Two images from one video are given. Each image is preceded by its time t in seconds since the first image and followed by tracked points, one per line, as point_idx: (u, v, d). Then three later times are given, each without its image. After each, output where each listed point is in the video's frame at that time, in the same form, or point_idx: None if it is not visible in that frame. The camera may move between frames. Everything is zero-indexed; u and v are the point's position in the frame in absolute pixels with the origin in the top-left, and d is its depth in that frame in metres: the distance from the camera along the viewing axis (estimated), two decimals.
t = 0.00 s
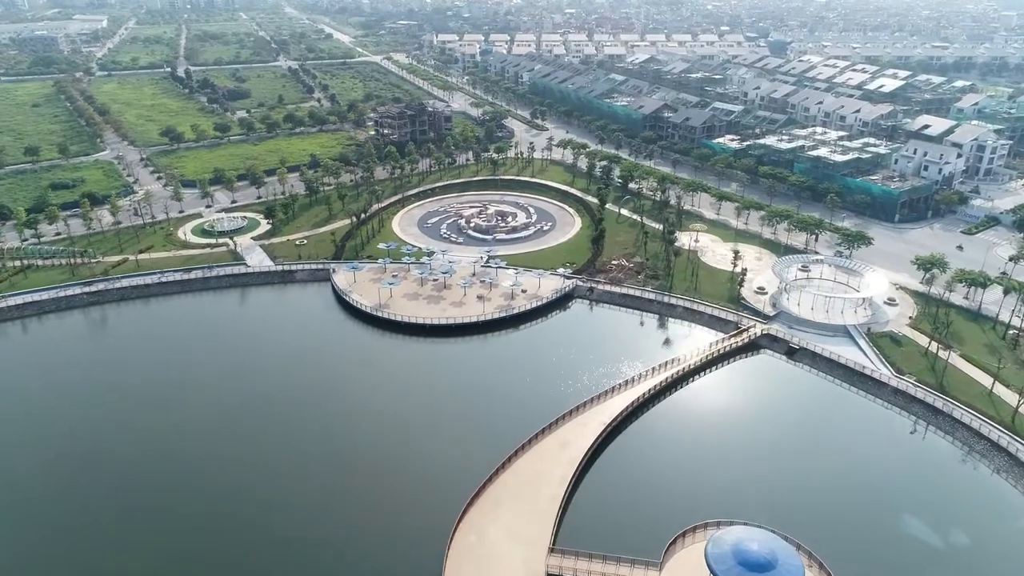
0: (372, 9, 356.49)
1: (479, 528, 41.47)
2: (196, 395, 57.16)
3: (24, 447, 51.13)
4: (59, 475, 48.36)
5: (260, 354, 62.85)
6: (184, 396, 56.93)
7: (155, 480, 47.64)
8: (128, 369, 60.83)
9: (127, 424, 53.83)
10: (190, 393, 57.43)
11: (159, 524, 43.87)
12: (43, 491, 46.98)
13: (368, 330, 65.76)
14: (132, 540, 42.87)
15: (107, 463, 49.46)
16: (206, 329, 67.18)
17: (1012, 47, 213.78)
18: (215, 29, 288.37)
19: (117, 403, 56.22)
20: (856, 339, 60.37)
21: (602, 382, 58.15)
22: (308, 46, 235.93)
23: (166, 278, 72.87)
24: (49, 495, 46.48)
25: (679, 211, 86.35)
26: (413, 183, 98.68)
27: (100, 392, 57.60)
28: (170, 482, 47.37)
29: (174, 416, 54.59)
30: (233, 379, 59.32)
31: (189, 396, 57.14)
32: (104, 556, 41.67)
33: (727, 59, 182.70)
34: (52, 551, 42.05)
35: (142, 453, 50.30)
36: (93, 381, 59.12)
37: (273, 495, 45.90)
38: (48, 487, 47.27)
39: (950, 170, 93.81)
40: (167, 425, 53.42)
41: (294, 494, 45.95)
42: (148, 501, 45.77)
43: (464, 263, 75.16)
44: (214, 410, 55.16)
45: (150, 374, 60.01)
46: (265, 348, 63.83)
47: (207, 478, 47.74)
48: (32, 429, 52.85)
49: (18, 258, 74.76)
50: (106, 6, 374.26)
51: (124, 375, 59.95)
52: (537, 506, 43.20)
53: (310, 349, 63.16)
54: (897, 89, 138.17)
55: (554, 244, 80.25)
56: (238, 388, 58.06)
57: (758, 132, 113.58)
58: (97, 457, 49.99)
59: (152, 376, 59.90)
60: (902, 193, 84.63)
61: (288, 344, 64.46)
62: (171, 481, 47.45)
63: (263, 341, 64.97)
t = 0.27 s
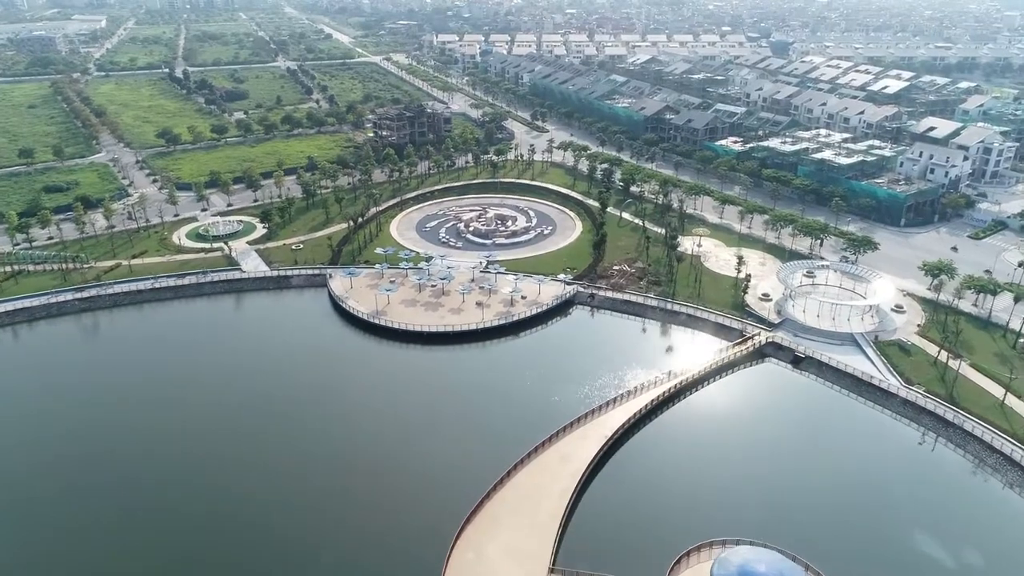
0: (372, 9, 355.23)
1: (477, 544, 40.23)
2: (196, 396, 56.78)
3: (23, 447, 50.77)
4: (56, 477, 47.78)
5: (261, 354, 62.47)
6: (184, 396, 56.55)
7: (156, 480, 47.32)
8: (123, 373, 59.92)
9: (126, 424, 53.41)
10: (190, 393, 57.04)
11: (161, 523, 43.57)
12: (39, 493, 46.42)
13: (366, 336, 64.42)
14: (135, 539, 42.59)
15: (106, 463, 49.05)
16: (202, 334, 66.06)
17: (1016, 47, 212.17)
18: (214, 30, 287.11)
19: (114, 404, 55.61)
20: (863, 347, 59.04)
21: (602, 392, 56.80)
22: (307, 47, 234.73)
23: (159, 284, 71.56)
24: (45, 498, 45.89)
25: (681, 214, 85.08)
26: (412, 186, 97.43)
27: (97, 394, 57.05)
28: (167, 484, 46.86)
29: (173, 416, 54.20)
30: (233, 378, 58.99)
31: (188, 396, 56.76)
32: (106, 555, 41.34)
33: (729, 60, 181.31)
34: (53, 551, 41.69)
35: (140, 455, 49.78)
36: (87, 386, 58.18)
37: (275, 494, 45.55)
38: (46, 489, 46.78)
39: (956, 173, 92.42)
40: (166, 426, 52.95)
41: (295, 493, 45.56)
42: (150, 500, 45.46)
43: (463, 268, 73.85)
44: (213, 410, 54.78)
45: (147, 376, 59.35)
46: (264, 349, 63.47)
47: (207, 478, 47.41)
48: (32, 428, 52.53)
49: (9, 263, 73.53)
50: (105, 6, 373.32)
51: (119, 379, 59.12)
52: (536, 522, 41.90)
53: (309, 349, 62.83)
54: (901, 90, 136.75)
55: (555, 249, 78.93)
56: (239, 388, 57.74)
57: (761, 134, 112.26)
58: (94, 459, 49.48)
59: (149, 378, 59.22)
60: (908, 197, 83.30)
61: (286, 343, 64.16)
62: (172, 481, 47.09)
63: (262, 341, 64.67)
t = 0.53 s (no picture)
0: (372, 9, 354.10)
1: (475, 567, 38.74)
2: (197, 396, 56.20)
3: (22, 447, 50.32)
4: (51, 480, 46.98)
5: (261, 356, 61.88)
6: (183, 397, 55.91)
7: (156, 479, 46.72)
8: (119, 378, 58.98)
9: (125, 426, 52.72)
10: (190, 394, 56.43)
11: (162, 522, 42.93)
12: (35, 495, 45.68)
13: (363, 343, 63.04)
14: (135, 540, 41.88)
15: (104, 464, 48.39)
16: (198, 340, 64.93)
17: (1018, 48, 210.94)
18: (213, 30, 285.78)
19: (113, 406, 54.95)
20: (871, 356, 57.65)
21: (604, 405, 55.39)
22: (306, 47, 233.39)
23: (152, 290, 70.15)
24: (40, 501, 45.10)
25: (684, 219, 83.75)
26: (411, 189, 96.12)
27: (94, 398, 56.28)
28: (165, 486, 46.07)
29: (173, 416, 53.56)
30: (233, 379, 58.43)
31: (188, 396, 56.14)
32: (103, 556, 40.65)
33: (731, 61, 180.00)
34: (52, 551, 41.17)
35: (138, 457, 49.01)
36: (81, 391, 57.15)
37: (274, 493, 44.86)
38: (43, 490, 46.06)
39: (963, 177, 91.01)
40: (165, 426, 52.28)
41: (296, 493, 44.73)
42: (151, 498, 44.89)
43: (462, 273, 72.50)
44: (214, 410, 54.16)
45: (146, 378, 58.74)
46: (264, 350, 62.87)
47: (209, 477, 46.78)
48: (30, 429, 51.99)
49: None
50: (105, 6, 372.31)
51: (114, 384, 58.12)
52: (537, 543, 40.37)
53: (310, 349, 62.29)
54: (905, 92, 135.41)
55: (555, 254, 77.56)
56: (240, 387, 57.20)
57: (763, 136, 110.94)
58: (91, 461, 48.76)
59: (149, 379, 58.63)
60: (914, 201, 81.98)
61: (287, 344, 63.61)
62: (171, 481, 46.45)
63: (262, 343, 64.10)
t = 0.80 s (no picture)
0: (373, 9, 352.52)
1: None
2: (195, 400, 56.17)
3: (24, 449, 50.88)
4: (47, 488, 47.02)
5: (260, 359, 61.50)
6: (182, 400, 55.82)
7: (155, 484, 47.05)
8: (113, 385, 58.48)
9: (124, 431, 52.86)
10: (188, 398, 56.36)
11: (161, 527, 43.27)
12: (31, 502, 45.88)
13: (358, 352, 61.68)
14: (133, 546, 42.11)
15: (102, 470, 48.58)
16: (192, 346, 63.88)
17: None
18: (212, 30, 284.37)
19: (111, 411, 55.16)
20: (879, 367, 56.23)
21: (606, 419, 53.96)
22: (305, 47, 232.02)
23: (145, 296, 68.71)
24: (40, 506, 45.47)
25: (687, 223, 82.42)
26: (409, 192, 94.77)
27: (89, 404, 56.06)
28: (160, 494, 45.96)
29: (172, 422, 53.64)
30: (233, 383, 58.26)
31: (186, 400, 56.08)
32: (99, 563, 40.91)
33: (734, 61, 178.42)
34: (52, 556, 41.66)
35: (134, 465, 48.91)
36: (75, 399, 56.56)
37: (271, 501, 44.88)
38: (40, 496, 46.32)
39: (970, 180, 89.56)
40: (163, 432, 52.31)
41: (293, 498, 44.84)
42: (149, 504, 45.17)
43: (461, 280, 71.12)
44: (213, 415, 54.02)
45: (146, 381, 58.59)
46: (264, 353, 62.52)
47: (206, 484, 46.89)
48: (32, 432, 52.45)
49: None
50: (105, 5, 370.71)
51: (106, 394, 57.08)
52: (539, 561, 38.96)
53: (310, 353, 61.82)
54: (910, 93, 133.86)
55: (556, 260, 76.20)
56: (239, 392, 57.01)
57: (767, 138, 109.51)
58: (88, 467, 48.90)
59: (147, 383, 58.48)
60: (921, 205, 80.57)
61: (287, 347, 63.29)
62: (169, 486, 46.64)
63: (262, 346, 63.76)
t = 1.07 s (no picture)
0: (373, 9, 351.18)
1: None
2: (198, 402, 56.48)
3: (29, 453, 50.82)
4: (45, 492, 47.13)
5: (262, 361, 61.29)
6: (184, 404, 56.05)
7: (157, 488, 47.20)
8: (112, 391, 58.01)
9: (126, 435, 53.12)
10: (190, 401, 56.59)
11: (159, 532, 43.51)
12: (28, 506, 45.92)
13: (355, 360, 60.35)
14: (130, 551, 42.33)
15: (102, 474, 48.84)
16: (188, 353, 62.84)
17: None
18: (211, 30, 283.13)
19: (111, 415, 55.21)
20: (888, 377, 54.84)
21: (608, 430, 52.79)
22: (304, 48, 230.69)
23: (137, 302, 67.35)
24: (43, 513, 45.26)
25: (690, 228, 81.12)
26: (408, 196, 93.47)
27: (88, 408, 56.05)
28: (159, 496, 46.36)
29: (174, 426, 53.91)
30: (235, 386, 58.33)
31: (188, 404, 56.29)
32: (95, 566, 41.19)
33: (736, 62, 176.98)
34: (55, 562, 41.51)
35: (133, 471, 49.01)
36: (72, 406, 55.97)
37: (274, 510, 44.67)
38: (38, 500, 46.51)
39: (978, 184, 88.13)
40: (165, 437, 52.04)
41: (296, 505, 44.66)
42: (148, 508, 45.44)
43: (460, 285, 69.79)
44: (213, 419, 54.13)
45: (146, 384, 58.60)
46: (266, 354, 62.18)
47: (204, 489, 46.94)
48: (37, 436, 52.46)
49: None
50: (104, 6, 369.42)
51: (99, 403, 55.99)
52: None
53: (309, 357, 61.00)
54: (914, 94, 132.46)
55: (556, 265, 74.84)
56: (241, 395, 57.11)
57: (770, 141, 108.16)
58: (88, 472, 49.01)
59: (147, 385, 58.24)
60: (927, 209, 79.26)
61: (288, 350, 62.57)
62: (172, 494, 46.48)
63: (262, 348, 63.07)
